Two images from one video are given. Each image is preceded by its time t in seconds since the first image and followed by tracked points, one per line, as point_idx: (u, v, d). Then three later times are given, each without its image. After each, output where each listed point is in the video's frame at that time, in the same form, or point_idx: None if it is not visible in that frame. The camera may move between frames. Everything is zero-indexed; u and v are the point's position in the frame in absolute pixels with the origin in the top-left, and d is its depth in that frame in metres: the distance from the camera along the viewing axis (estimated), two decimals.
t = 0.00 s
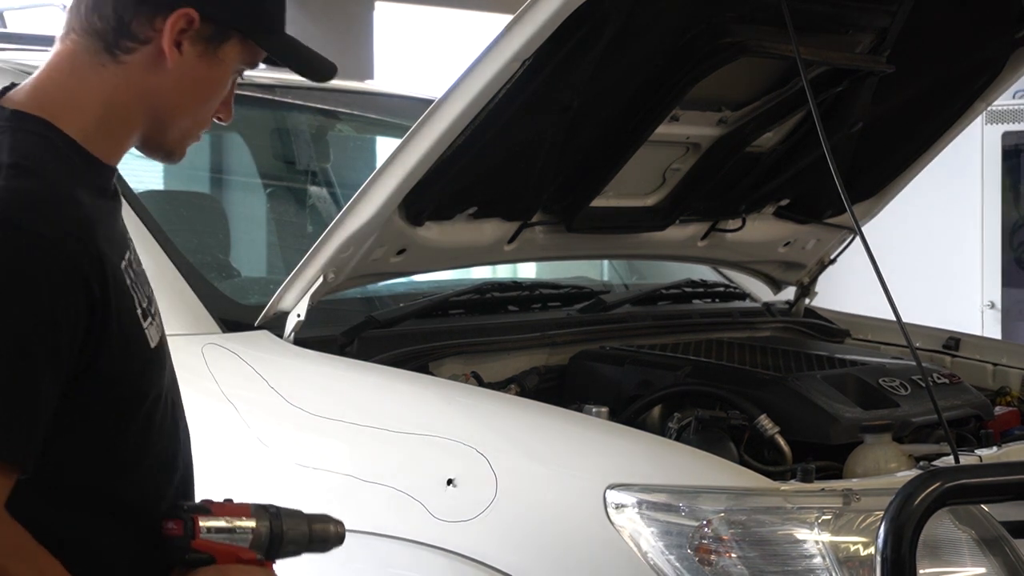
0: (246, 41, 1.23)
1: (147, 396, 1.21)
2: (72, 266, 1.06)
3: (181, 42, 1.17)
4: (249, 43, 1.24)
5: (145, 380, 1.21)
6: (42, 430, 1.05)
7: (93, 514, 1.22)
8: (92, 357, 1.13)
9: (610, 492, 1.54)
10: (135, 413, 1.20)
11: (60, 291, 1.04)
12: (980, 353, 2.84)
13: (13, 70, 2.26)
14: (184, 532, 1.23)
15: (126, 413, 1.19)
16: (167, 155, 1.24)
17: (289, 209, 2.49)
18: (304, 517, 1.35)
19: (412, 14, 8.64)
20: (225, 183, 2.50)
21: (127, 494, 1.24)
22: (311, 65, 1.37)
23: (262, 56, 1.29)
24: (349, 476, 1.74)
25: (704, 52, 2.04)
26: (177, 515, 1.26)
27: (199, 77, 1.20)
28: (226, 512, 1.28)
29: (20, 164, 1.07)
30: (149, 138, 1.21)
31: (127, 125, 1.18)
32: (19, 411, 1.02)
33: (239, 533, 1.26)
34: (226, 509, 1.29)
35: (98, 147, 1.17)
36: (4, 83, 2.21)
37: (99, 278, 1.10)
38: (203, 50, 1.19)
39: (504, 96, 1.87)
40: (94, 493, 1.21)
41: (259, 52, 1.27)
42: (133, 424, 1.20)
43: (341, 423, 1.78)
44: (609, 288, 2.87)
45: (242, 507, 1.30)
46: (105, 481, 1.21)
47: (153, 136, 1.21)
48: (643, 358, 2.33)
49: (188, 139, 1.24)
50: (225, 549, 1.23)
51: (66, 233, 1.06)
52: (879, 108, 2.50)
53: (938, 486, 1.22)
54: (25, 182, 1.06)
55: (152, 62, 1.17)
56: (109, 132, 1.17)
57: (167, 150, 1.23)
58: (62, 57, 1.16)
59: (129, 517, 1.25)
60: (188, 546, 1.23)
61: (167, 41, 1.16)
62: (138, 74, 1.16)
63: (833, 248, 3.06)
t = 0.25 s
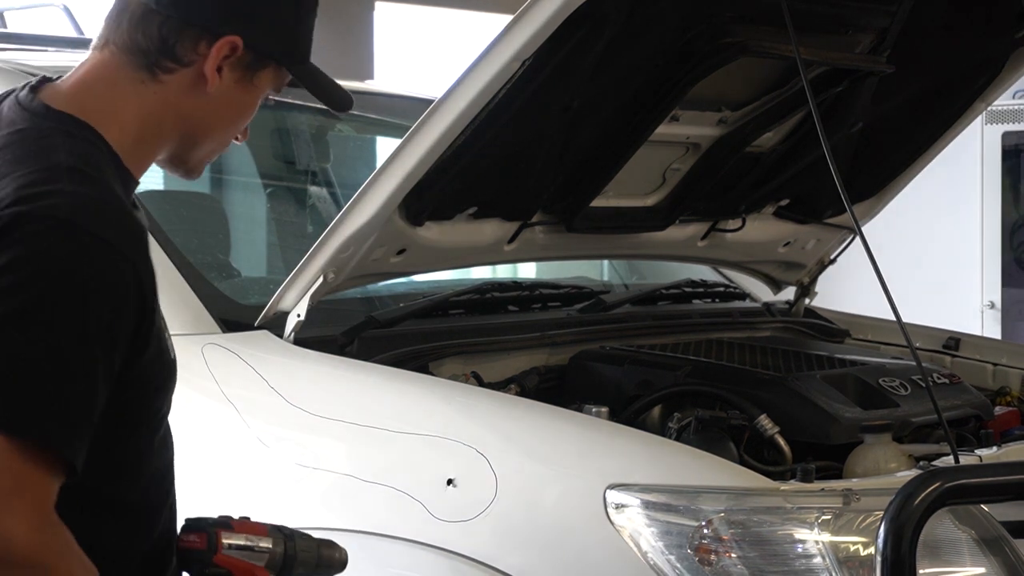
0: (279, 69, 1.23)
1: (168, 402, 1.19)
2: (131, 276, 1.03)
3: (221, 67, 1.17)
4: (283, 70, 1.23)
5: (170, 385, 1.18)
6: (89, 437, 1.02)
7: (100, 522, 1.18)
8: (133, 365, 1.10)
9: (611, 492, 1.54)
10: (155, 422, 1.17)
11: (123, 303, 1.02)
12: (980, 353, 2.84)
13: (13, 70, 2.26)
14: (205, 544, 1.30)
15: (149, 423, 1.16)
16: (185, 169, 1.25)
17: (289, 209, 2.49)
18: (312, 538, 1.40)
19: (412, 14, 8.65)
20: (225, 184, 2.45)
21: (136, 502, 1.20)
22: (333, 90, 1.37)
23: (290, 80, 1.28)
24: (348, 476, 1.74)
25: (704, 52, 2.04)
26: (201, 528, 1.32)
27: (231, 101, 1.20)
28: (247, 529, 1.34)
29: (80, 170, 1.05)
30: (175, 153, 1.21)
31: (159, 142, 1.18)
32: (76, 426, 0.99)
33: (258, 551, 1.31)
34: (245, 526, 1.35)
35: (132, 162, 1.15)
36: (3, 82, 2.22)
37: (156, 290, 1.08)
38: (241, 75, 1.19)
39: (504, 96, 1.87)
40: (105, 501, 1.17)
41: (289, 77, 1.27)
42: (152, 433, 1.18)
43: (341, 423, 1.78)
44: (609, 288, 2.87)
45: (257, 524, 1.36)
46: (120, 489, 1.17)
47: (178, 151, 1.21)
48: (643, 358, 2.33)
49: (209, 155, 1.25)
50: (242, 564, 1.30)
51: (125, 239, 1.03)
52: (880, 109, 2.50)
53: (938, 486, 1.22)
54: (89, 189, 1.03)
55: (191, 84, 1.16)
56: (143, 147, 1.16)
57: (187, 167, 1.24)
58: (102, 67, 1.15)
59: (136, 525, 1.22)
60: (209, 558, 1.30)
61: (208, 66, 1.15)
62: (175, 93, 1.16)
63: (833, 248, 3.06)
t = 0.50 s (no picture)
0: (292, 78, 1.23)
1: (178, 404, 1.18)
2: (168, 281, 1.03)
3: (241, 77, 1.17)
4: (295, 79, 1.24)
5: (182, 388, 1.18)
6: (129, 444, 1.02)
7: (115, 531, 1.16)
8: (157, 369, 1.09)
9: (611, 492, 1.54)
10: (162, 425, 1.16)
11: (161, 307, 1.02)
12: (980, 353, 2.84)
13: (13, 70, 2.26)
14: (229, 549, 1.27)
15: (157, 426, 1.15)
16: (189, 168, 1.26)
17: (289, 209, 2.50)
18: (323, 542, 1.38)
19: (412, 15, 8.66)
20: (225, 183, 2.46)
21: (145, 508, 1.19)
22: (331, 97, 1.38)
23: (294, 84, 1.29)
24: (348, 476, 1.74)
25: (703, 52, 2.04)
26: (225, 532, 1.28)
27: (245, 108, 1.20)
28: (265, 533, 1.32)
29: (113, 176, 1.05)
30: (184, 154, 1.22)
31: (175, 146, 1.18)
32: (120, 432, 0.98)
33: (277, 556, 1.30)
34: (264, 530, 1.33)
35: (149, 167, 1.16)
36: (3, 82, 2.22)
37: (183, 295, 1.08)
38: (257, 83, 1.19)
39: (505, 95, 1.87)
40: (117, 508, 1.15)
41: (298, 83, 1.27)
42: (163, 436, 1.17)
43: (341, 423, 1.78)
44: (608, 288, 2.87)
45: (276, 528, 1.34)
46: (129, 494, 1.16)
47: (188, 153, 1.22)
48: (642, 358, 2.33)
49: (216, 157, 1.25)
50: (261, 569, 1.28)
51: (163, 243, 1.03)
52: (880, 109, 2.50)
53: (939, 486, 1.22)
54: (125, 196, 1.03)
55: (210, 93, 1.16)
56: (159, 153, 1.16)
57: (192, 166, 1.25)
58: (121, 70, 1.14)
59: (145, 532, 1.21)
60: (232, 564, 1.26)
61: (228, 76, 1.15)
62: (192, 100, 1.16)
63: (833, 248, 3.06)
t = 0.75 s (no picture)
0: (288, 73, 1.23)
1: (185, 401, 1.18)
2: (179, 276, 1.03)
3: (239, 73, 1.17)
4: (290, 74, 1.24)
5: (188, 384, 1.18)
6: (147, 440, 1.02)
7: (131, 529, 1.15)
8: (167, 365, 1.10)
9: (611, 492, 1.54)
10: (172, 420, 1.16)
11: (173, 303, 1.02)
12: (980, 353, 2.84)
13: (13, 70, 2.26)
14: (241, 547, 1.27)
15: (165, 422, 1.15)
16: (185, 164, 1.25)
17: (289, 209, 2.50)
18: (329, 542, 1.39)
19: (411, 14, 8.66)
20: (225, 183, 2.45)
21: (158, 508, 1.19)
22: (326, 92, 1.38)
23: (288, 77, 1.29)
24: (348, 476, 1.74)
25: (703, 53, 2.04)
26: (237, 531, 1.29)
27: (241, 103, 1.20)
28: (276, 532, 1.32)
29: (119, 173, 1.05)
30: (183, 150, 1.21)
31: (176, 143, 1.18)
32: (138, 428, 0.99)
33: (286, 555, 1.30)
34: (275, 528, 1.33)
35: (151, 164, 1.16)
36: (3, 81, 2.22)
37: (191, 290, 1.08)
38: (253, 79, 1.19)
39: (505, 95, 1.87)
40: (132, 509, 1.15)
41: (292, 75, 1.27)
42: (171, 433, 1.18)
43: (340, 423, 1.78)
44: (608, 288, 2.87)
45: (286, 526, 1.34)
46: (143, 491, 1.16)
47: (186, 149, 1.22)
48: (643, 358, 2.33)
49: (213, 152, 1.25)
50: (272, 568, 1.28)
51: (173, 238, 1.04)
52: (880, 109, 2.50)
53: (939, 486, 1.22)
54: (131, 192, 1.03)
55: (209, 89, 1.16)
56: (160, 150, 1.17)
57: (189, 162, 1.25)
58: (119, 68, 1.14)
59: (160, 533, 1.20)
60: (245, 562, 1.27)
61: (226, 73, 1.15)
62: (191, 97, 1.16)
63: (833, 248, 3.07)
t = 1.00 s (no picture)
0: (283, 66, 1.23)
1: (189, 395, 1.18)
2: (176, 267, 1.03)
3: (232, 65, 1.16)
4: (286, 68, 1.24)
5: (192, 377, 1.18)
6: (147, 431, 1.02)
7: (138, 523, 1.15)
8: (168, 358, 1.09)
9: (611, 492, 1.54)
10: (177, 414, 1.16)
11: (170, 294, 1.02)
12: (980, 353, 2.84)
13: (14, 70, 2.26)
14: (246, 538, 1.26)
15: (170, 416, 1.15)
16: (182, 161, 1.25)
17: (289, 208, 2.50)
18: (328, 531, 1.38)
19: (411, 14, 8.66)
20: (225, 184, 2.46)
21: (167, 503, 1.19)
22: (325, 87, 1.37)
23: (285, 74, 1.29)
24: (348, 476, 1.74)
25: (703, 53, 2.04)
26: (240, 521, 1.27)
27: (237, 97, 1.20)
28: (278, 522, 1.31)
29: (113, 166, 1.05)
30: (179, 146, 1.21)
31: (171, 137, 1.17)
32: (137, 419, 0.98)
33: (289, 545, 1.29)
34: (277, 518, 1.32)
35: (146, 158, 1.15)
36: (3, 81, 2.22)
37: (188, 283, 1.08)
38: (248, 71, 1.19)
39: (505, 95, 1.87)
40: (139, 504, 1.15)
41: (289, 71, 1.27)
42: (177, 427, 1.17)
43: (340, 423, 1.78)
44: (608, 288, 2.87)
45: (287, 516, 1.33)
46: (150, 484, 1.16)
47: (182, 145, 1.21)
48: (643, 358, 2.33)
49: (209, 149, 1.25)
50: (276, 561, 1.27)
51: (169, 230, 1.03)
52: (880, 109, 2.50)
53: (939, 486, 1.21)
54: (126, 184, 1.04)
55: (202, 81, 1.16)
56: (155, 144, 1.16)
57: (186, 158, 1.24)
58: (113, 63, 1.14)
59: (169, 529, 1.20)
60: (249, 553, 1.25)
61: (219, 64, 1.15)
62: (185, 89, 1.15)
63: (833, 248, 3.06)
